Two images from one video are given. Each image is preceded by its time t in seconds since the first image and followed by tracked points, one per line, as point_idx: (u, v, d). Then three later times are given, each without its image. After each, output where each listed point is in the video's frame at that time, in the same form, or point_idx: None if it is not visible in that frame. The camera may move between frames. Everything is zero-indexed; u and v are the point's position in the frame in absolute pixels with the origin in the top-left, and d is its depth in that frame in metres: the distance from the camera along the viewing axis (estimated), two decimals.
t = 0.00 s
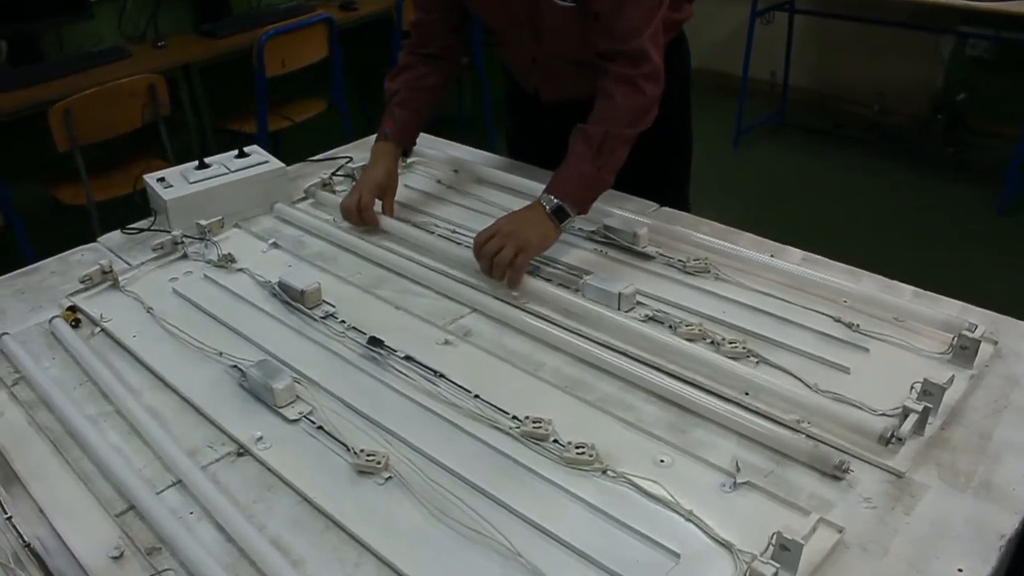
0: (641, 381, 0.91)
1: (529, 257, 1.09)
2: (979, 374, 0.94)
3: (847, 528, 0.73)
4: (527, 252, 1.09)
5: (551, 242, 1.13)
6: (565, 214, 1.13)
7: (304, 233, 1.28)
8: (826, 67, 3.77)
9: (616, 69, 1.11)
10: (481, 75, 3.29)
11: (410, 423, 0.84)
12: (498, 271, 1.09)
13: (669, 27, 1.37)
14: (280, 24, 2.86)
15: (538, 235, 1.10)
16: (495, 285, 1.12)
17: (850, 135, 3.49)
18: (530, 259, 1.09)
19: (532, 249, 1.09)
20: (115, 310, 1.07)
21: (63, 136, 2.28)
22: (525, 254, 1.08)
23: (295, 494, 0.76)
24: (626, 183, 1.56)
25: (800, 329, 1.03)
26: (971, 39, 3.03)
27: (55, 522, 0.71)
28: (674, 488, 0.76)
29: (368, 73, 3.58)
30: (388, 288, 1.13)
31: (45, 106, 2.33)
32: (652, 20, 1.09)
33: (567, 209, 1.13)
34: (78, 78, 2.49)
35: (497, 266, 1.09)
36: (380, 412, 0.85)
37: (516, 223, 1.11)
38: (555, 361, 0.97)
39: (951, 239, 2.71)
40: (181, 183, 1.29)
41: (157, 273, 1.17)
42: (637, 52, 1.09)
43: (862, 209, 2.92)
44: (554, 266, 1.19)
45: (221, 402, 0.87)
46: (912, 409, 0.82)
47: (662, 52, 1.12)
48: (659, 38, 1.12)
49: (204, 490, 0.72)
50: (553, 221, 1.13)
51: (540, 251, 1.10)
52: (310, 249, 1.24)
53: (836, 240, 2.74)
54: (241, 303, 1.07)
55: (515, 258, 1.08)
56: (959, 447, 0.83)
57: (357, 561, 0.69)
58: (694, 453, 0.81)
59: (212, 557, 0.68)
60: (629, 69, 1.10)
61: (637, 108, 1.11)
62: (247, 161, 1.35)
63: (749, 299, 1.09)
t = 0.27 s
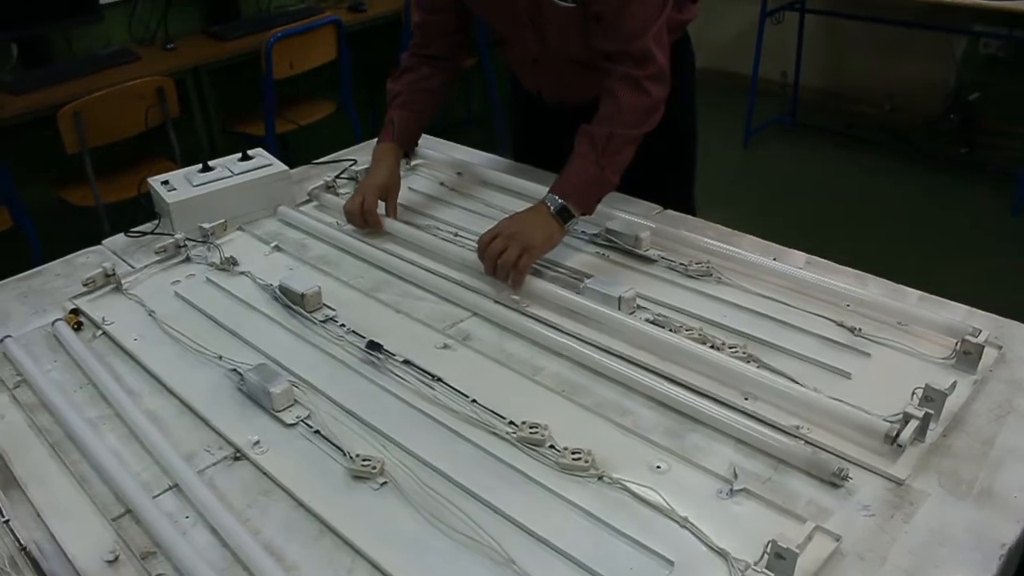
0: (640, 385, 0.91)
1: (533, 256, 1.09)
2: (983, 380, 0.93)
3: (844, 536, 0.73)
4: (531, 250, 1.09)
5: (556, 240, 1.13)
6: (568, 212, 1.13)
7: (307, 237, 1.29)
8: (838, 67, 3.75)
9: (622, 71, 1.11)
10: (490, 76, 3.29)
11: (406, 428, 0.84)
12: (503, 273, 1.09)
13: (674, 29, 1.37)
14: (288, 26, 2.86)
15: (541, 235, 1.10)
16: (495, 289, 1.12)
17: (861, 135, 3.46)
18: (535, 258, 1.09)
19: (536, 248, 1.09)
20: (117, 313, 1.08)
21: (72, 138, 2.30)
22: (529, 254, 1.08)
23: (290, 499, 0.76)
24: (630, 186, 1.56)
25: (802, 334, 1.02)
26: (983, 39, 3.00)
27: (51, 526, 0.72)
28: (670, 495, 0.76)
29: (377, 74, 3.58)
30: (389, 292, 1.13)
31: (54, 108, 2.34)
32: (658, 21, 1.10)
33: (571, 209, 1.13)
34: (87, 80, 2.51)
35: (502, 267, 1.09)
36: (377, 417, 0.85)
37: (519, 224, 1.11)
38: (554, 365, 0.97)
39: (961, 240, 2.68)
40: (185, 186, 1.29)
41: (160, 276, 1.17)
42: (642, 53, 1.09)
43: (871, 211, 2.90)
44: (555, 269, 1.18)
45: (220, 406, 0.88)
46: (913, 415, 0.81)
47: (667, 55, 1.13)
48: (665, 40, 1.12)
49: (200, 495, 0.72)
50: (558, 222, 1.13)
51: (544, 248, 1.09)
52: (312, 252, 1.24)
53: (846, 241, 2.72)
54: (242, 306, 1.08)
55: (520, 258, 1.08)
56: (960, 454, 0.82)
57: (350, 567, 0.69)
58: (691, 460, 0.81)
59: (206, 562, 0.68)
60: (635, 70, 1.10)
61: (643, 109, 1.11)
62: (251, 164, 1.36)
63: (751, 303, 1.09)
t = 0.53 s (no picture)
0: (639, 390, 0.90)
1: (538, 261, 1.09)
2: (989, 388, 0.91)
3: (841, 546, 0.72)
4: (536, 257, 1.09)
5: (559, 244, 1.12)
6: (573, 213, 1.13)
7: (313, 238, 1.29)
8: (856, 69, 3.72)
9: (627, 70, 1.10)
10: (504, 77, 3.29)
11: (403, 432, 0.84)
12: (507, 278, 1.08)
13: (682, 31, 1.36)
14: (302, 27, 2.88)
15: (546, 240, 1.10)
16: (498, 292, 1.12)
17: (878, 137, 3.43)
18: (539, 264, 1.09)
19: (540, 253, 1.09)
20: (122, 314, 1.09)
21: (86, 138, 2.32)
22: (534, 260, 1.08)
23: (286, 502, 0.76)
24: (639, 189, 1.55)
25: (806, 340, 1.01)
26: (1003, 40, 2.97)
27: (50, 525, 0.72)
28: (666, 502, 0.76)
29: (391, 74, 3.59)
30: (393, 294, 1.13)
31: (69, 108, 2.36)
32: (663, 19, 1.09)
33: (574, 209, 1.13)
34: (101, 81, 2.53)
35: (506, 274, 1.08)
36: (375, 420, 0.86)
37: (523, 230, 1.10)
38: (554, 369, 0.97)
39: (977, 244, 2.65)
40: (193, 187, 1.30)
41: (166, 277, 1.18)
42: (647, 52, 1.08)
43: (885, 214, 2.87)
44: (559, 272, 1.18)
45: (220, 408, 0.88)
46: (914, 424, 0.80)
47: (673, 53, 1.11)
48: (670, 39, 1.11)
49: (197, 496, 0.73)
50: (562, 223, 1.12)
51: (549, 253, 1.09)
52: (317, 254, 1.24)
53: (860, 244, 2.70)
54: (246, 308, 1.08)
55: (525, 264, 1.08)
56: (963, 465, 0.81)
57: (343, 570, 0.69)
58: (689, 467, 0.80)
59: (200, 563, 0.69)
60: (639, 68, 1.10)
61: (648, 107, 1.10)
62: (258, 165, 1.36)
63: (755, 308, 1.08)
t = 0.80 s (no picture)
0: (647, 395, 0.90)
1: (547, 263, 1.08)
2: (1004, 398, 0.89)
3: (846, 557, 0.71)
4: (544, 259, 1.08)
5: (568, 242, 1.11)
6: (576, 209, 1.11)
7: (326, 238, 1.30)
8: (882, 72, 3.67)
9: (638, 62, 1.09)
10: (526, 79, 3.29)
11: (409, 433, 0.85)
12: (519, 284, 1.08)
13: (703, 32, 1.35)
14: (323, 27, 2.89)
15: (553, 240, 1.08)
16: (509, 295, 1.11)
17: (902, 141, 3.39)
18: (549, 265, 1.08)
19: (548, 254, 1.08)
20: (136, 311, 1.10)
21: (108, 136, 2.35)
22: (542, 263, 1.07)
23: (290, 502, 0.77)
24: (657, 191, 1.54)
25: (818, 346, 0.99)
26: None
27: (57, 521, 0.74)
28: (669, 509, 0.75)
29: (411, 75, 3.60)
30: (403, 295, 1.13)
31: (92, 106, 2.39)
32: (674, 10, 1.07)
33: (576, 204, 1.11)
34: (124, 80, 2.56)
35: (518, 281, 1.08)
36: (380, 420, 0.86)
37: (529, 233, 1.09)
38: (562, 373, 0.96)
39: (1002, 250, 2.60)
40: (209, 186, 1.31)
41: (180, 275, 1.19)
42: (655, 43, 1.06)
43: (907, 219, 2.83)
44: (571, 275, 1.17)
45: (229, 406, 0.89)
46: (924, 433, 0.78)
47: (689, 45, 1.09)
48: (686, 30, 1.09)
49: (201, 494, 0.74)
50: (566, 222, 1.10)
51: (556, 253, 1.08)
52: (330, 254, 1.25)
53: (881, 248, 2.67)
54: (257, 307, 1.09)
55: (534, 268, 1.07)
56: (975, 476, 0.80)
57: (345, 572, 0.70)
58: (695, 473, 0.80)
59: (203, 562, 0.69)
60: (648, 60, 1.08)
61: (656, 100, 1.08)
62: (274, 164, 1.37)
63: (767, 313, 1.06)
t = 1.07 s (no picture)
0: (657, 398, 0.89)
1: (553, 263, 1.07)
2: (1022, 407, 0.88)
3: (856, 566, 0.70)
4: (551, 259, 1.06)
5: (574, 240, 1.09)
6: (580, 207, 1.09)
7: (340, 237, 1.30)
8: (904, 74, 3.63)
9: (646, 58, 1.06)
10: (544, 78, 3.28)
11: (418, 434, 0.85)
12: (528, 284, 1.08)
13: (723, 32, 1.33)
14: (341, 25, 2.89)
15: (558, 239, 1.07)
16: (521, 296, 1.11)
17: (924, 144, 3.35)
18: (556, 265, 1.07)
19: (554, 253, 1.07)
20: (149, 308, 1.11)
21: (127, 134, 2.37)
22: (548, 263, 1.06)
23: (297, 501, 0.77)
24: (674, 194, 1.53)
25: (832, 351, 0.98)
26: None
27: (67, 517, 0.75)
28: (677, 514, 0.75)
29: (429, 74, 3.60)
30: (415, 295, 1.13)
31: (111, 104, 2.41)
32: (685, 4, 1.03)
33: (580, 202, 1.09)
34: (144, 78, 2.57)
35: (527, 280, 1.08)
36: (389, 420, 0.86)
37: (535, 232, 1.08)
38: (573, 375, 0.96)
39: None
40: (223, 184, 1.32)
41: (194, 272, 1.20)
42: (663, 38, 1.03)
43: (927, 222, 2.80)
44: (583, 276, 1.16)
45: (239, 405, 0.90)
46: (938, 441, 0.77)
47: (699, 39, 1.04)
48: (699, 26, 1.05)
49: (209, 493, 0.75)
50: (569, 220, 1.09)
51: (562, 252, 1.07)
52: (343, 252, 1.25)
53: (899, 251, 2.64)
54: (270, 305, 1.10)
55: (541, 268, 1.07)
56: (989, 485, 0.79)
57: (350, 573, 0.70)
58: (704, 479, 0.79)
59: (209, 560, 0.70)
60: (654, 55, 1.05)
61: (661, 95, 1.05)
62: (289, 163, 1.37)
63: (782, 318, 1.05)
